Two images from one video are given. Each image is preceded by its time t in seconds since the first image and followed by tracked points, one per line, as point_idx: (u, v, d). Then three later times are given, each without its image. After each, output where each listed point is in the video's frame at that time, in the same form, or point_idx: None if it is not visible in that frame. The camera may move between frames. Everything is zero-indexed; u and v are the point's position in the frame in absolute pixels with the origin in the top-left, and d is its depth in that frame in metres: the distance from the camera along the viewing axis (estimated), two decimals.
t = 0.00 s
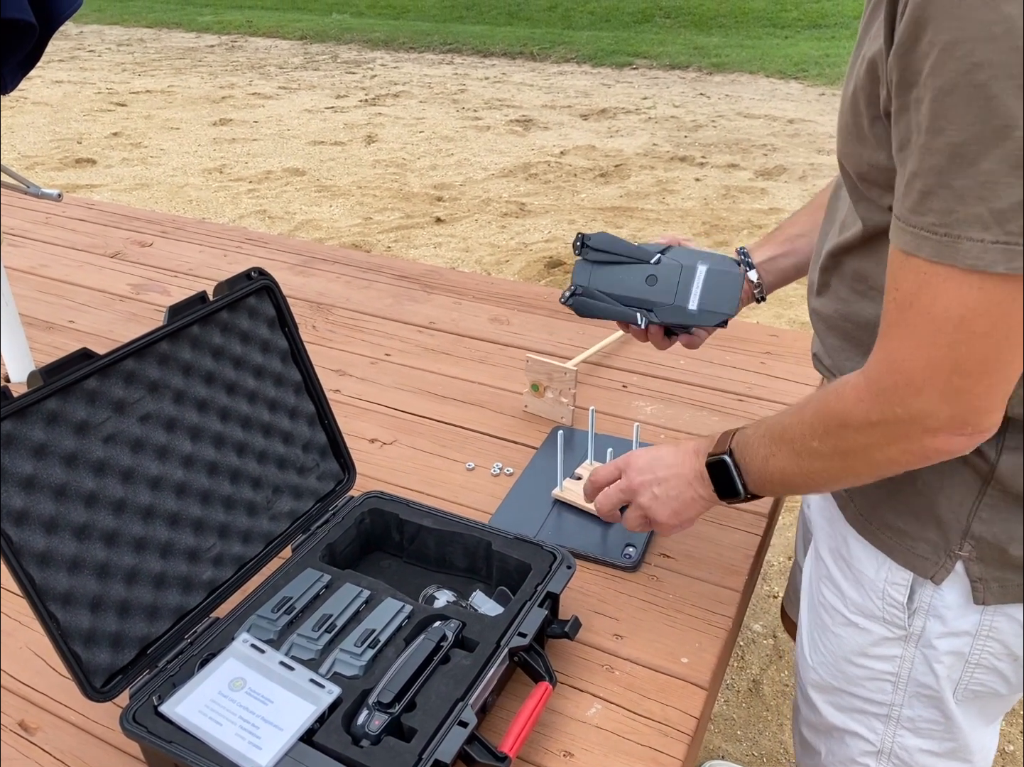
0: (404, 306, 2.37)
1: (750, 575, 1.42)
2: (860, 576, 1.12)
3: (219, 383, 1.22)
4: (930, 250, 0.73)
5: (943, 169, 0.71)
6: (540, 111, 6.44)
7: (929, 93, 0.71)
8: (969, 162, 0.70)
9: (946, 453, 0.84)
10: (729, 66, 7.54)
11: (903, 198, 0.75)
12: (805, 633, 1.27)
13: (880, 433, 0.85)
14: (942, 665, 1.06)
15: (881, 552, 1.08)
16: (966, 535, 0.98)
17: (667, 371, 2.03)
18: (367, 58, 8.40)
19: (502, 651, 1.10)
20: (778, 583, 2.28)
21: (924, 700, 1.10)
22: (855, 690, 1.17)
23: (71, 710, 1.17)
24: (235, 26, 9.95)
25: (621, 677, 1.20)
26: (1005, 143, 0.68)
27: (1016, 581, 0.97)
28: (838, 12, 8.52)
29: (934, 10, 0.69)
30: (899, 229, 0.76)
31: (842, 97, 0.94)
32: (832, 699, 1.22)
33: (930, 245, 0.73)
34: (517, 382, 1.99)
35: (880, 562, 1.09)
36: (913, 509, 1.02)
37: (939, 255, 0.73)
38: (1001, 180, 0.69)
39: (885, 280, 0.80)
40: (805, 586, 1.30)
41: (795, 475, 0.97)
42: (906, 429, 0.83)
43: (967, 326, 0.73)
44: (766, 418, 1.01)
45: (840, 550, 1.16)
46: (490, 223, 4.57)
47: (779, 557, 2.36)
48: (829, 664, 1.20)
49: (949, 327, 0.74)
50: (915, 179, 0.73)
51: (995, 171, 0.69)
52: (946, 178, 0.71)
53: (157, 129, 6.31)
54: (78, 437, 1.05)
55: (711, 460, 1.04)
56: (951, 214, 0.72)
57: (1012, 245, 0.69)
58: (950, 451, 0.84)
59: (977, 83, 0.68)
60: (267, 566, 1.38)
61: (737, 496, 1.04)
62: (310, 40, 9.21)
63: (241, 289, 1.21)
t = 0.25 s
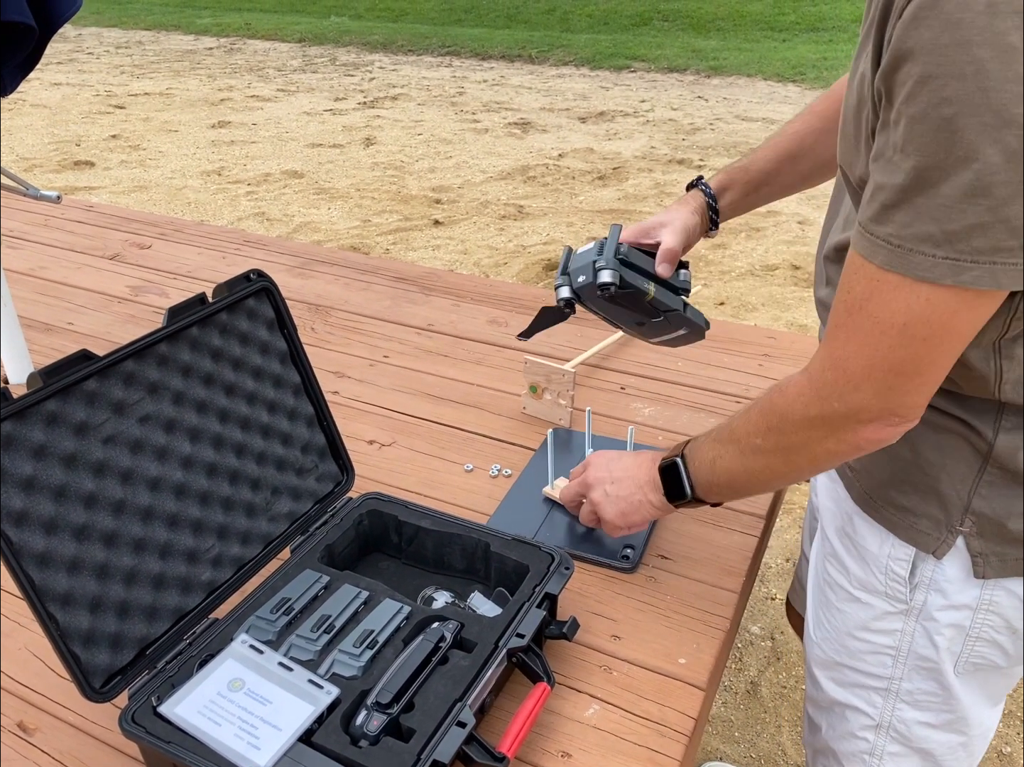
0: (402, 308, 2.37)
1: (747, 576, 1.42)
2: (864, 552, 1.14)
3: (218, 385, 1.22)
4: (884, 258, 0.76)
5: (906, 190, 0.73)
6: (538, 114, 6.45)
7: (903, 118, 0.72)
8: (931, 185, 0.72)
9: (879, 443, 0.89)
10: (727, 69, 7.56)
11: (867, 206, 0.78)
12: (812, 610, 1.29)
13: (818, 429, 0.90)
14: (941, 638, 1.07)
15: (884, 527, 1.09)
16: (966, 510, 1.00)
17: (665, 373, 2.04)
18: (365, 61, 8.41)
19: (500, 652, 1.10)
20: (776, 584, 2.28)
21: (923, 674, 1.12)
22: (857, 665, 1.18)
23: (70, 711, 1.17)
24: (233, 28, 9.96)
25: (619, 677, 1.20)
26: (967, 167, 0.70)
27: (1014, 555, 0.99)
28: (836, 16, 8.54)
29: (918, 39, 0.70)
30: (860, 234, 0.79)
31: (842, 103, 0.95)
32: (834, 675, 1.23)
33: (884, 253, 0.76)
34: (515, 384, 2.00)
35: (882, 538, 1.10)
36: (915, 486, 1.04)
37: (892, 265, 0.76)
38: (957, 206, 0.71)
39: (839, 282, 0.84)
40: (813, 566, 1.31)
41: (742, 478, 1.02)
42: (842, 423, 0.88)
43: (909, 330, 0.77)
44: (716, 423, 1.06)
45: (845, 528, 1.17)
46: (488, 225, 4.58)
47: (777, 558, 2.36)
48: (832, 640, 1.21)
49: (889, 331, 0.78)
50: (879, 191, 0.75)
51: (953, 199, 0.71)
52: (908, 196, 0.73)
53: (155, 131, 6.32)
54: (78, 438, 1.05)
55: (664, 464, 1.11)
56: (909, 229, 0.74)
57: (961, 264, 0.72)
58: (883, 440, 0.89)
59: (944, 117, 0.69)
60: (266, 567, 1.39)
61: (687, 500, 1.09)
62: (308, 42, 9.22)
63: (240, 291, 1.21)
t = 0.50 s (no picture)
0: (401, 310, 2.38)
1: (744, 577, 1.42)
2: (873, 541, 1.19)
3: (216, 386, 1.23)
4: (925, 265, 0.77)
5: (944, 193, 0.75)
6: (536, 118, 6.46)
7: (932, 124, 0.75)
8: (968, 187, 0.74)
9: (931, 453, 0.89)
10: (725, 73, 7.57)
11: (900, 215, 0.79)
12: (817, 599, 1.33)
13: (872, 443, 0.89)
14: (950, 619, 1.13)
15: (894, 516, 1.15)
16: (975, 496, 1.05)
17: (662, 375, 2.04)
18: (364, 64, 8.42)
19: (497, 653, 1.10)
20: (774, 587, 2.29)
21: (931, 656, 1.17)
22: (864, 651, 1.23)
23: (67, 713, 1.17)
24: (232, 32, 9.97)
25: (616, 679, 1.21)
26: (1001, 169, 0.72)
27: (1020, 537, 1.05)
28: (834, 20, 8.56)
29: (944, 45, 0.73)
30: (896, 243, 0.80)
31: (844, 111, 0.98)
32: (841, 662, 1.27)
33: (923, 261, 0.77)
34: (512, 386, 2.00)
35: (891, 526, 1.15)
36: (923, 475, 1.09)
37: (934, 271, 0.77)
38: (995, 207, 0.73)
39: (878, 290, 0.84)
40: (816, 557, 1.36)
41: (773, 490, 1.00)
42: (902, 435, 0.86)
43: (963, 337, 0.78)
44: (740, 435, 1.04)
45: (853, 519, 1.22)
46: (486, 228, 4.58)
47: (775, 560, 2.36)
48: (839, 627, 1.26)
49: (945, 338, 0.78)
50: (913, 198, 0.77)
51: (990, 199, 0.73)
52: (946, 201, 0.75)
53: (154, 134, 6.32)
54: (75, 440, 1.05)
55: (674, 473, 1.07)
56: (949, 233, 0.76)
57: (999, 267, 0.73)
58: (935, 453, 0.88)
59: (979, 116, 0.71)
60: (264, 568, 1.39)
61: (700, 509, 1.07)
62: (307, 45, 9.23)
63: (237, 293, 1.22)
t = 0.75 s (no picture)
0: (399, 313, 2.38)
1: (742, 580, 1.43)
2: (883, 544, 1.20)
3: (215, 388, 1.23)
4: (1001, 271, 0.80)
5: (1010, 197, 0.79)
6: (535, 120, 6.47)
7: (987, 133, 0.78)
8: None
9: None
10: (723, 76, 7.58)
11: (961, 228, 0.82)
12: (821, 604, 1.34)
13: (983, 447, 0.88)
14: (965, 616, 1.16)
15: (905, 519, 1.16)
16: (987, 496, 1.08)
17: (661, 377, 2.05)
18: (362, 67, 8.43)
19: (496, 655, 1.11)
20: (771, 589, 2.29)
21: (943, 654, 1.19)
22: (875, 655, 1.24)
23: (65, 715, 1.17)
24: (231, 34, 9.98)
25: (614, 681, 1.21)
26: None
27: None
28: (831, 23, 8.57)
29: (990, 59, 0.77)
30: (960, 258, 0.83)
31: (850, 132, 1.02)
32: (850, 668, 1.28)
33: (1000, 268, 0.80)
34: (511, 388, 2.01)
35: (903, 528, 1.17)
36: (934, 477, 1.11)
37: (1012, 275, 0.79)
38: None
39: (955, 302, 0.86)
40: (815, 563, 1.38)
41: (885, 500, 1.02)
42: (1012, 436, 0.86)
43: None
44: (830, 454, 1.06)
45: (860, 523, 1.24)
46: (485, 231, 4.59)
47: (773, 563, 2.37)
48: (849, 632, 1.27)
49: None
50: (979, 208, 0.81)
51: None
52: (1011, 204, 0.79)
53: (152, 136, 6.33)
54: (74, 442, 1.05)
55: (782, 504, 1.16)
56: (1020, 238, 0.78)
57: None
58: None
59: None
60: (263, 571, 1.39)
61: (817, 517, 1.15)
62: (306, 48, 9.24)
63: (237, 296, 1.22)
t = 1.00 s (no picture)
0: (398, 316, 2.38)
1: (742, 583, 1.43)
2: (875, 544, 1.20)
3: (215, 392, 1.23)
4: (1002, 291, 0.81)
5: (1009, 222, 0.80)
6: (533, 124, 6.48)
7: (990, 156, 0.79)
8: None
9: None
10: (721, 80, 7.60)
11: (966, 246, 0.84)
12: (814, 604, 1.35)
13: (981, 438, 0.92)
14: (956, 614, 1.16)
15: (896, 520, 1.16)
16: (977, 496, 1.07)
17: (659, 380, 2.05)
18: (361, 70, 8.44)
19: (495, 658, 1.11)
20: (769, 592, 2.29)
21: (935, 652, 1.19)
22: (868, 654, 1.25)
23: (66, 719, 1.17)
24: (229, 37, 9.99)
25: (613, 684, 1.21)
26: None
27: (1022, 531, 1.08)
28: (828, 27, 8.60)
29: (996, 85, 0.77)
30: (965, 275, 0.84)
31: (846, 142, 1.02)
32: (844, 667, 1.29)
33: (1000, 287, 0.81)
34: (510, 391, 2.01)
35: (894, 529, 1.17)
36: (927, 477, 1.11)
37: (1012, 294, 0.81)
38: None
39: (958, 310, 0.88)
40: (811, 563, 1.38)
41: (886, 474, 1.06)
42: (1011, 431, 0.89)
43: None
44: (833, 430, 1.09)
45: (852, 523, 1.24)
46: (483, 234, 4.59)
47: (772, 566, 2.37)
48: (842, 632, 1.28)
49: None
50: (981, 228, 0.82)
51: None
52: (1012, 228, 0.80)
53: (151, 139, 6.33)
54: (74, 446, 1.05)
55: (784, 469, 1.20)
56: (1018, 262, 0.80)
57: None
58: None
59: None
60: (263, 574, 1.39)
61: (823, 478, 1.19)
62: (305, 51, 9.25)
63: (237, 300, 1.22)
